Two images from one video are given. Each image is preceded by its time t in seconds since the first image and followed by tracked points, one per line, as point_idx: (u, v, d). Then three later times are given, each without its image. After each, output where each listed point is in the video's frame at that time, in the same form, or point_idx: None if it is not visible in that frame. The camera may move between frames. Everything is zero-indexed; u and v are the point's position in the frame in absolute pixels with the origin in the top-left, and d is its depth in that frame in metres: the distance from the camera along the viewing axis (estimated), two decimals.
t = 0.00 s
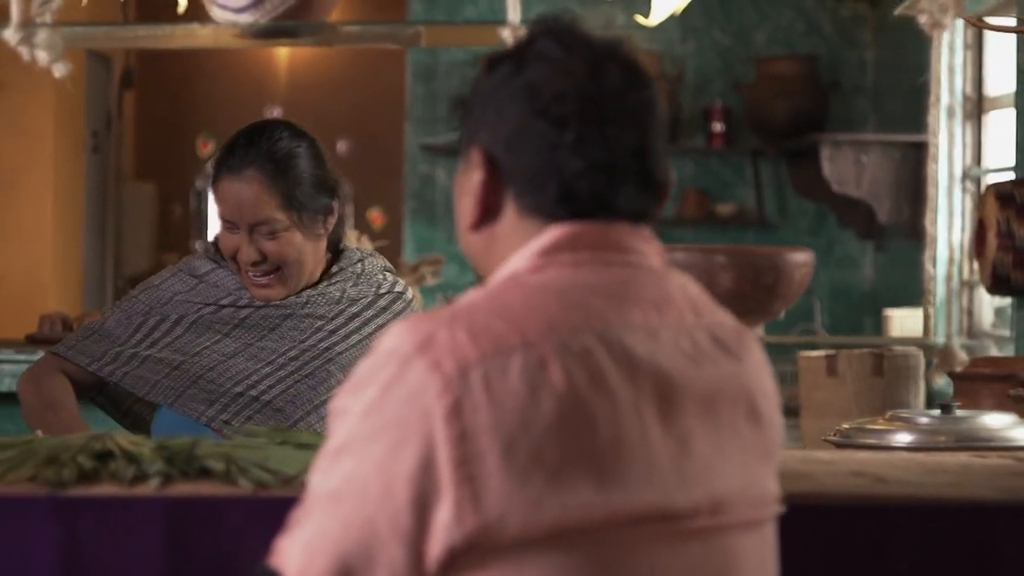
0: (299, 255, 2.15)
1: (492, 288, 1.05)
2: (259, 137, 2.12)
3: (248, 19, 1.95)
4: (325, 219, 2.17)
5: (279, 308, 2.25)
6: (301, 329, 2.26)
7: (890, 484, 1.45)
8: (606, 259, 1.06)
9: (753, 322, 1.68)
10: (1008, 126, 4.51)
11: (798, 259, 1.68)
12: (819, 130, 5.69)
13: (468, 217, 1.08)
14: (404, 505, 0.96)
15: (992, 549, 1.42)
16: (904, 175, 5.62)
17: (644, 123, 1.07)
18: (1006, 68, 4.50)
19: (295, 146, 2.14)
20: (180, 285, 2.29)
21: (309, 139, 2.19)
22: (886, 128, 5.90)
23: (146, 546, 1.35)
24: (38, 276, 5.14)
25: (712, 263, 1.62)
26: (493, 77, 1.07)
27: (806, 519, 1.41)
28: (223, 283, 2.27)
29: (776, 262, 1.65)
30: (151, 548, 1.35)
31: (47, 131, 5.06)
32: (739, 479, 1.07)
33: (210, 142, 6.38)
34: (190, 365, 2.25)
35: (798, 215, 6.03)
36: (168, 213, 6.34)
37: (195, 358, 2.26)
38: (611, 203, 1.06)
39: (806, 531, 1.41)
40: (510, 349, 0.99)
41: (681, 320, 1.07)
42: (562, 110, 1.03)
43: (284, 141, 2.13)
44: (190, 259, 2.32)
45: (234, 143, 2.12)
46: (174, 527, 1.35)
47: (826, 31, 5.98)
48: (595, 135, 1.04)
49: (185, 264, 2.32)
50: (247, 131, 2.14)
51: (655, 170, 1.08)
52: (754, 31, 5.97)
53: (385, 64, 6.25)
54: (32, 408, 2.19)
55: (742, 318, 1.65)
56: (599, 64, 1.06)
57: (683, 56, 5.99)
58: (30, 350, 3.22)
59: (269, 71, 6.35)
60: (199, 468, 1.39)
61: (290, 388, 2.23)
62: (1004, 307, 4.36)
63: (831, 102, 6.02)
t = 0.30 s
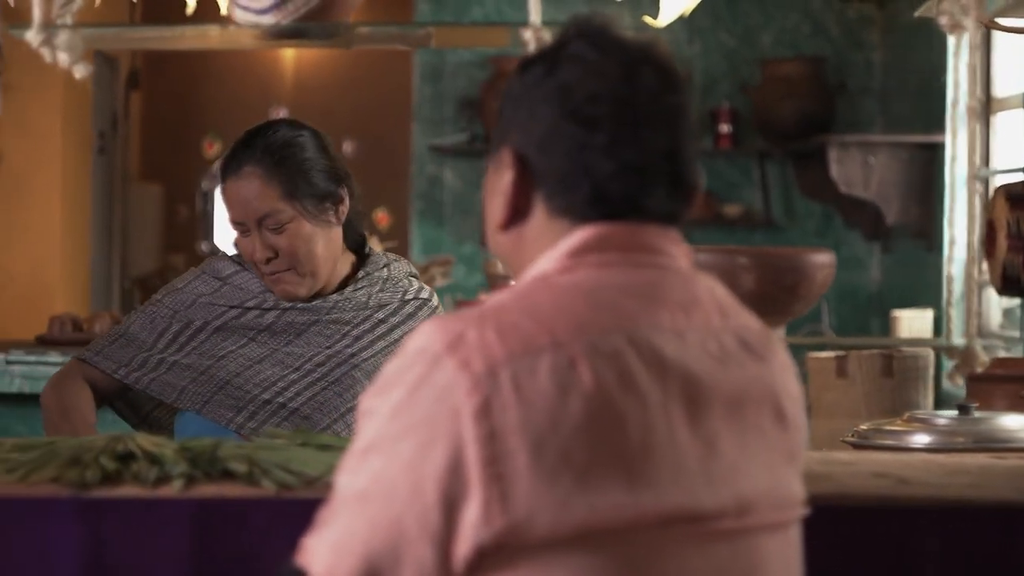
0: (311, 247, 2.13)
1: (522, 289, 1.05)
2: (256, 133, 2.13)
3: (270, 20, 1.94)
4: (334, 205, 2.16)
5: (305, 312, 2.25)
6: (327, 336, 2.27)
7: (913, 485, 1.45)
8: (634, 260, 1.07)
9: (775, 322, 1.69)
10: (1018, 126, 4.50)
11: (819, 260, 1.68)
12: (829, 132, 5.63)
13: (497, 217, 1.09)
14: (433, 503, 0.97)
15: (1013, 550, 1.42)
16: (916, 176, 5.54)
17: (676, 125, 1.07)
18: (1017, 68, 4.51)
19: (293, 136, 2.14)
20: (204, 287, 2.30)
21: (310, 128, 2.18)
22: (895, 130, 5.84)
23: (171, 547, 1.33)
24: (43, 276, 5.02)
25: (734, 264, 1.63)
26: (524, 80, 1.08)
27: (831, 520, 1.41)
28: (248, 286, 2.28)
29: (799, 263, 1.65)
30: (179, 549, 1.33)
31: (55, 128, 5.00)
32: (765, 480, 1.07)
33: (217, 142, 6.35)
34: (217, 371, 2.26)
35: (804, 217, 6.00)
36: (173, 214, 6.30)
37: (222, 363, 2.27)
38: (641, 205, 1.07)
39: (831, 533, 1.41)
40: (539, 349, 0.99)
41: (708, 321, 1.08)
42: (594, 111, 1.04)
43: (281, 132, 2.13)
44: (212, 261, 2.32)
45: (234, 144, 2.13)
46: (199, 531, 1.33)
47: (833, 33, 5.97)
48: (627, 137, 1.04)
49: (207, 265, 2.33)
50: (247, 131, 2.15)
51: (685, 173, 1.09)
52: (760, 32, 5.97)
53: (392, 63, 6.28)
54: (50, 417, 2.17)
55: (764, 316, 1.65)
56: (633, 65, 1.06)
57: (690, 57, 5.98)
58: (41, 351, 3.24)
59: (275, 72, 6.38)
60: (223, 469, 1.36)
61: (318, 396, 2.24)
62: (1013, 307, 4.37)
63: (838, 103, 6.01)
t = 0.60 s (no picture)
0: (321, 244, 2.13)
1: (543, 289, 1.04)
2: (264, 131, 2.12)
3: (290, 22, 2.03)
4: (343, 203, 2.16)
5: (318, 311, 2.25)
6: (341, 335, 2.27)
7: (934, 486, 1.45)
8: (656, 260, 1.06)
9: (796, 324, 1.66)
10: None
11: (840, 261, 1.65)
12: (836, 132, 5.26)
13: (517, 220, 1.08)
14: (458, 504, 0.96)
15: None
16: (922, 179, 5.00)
17: (695, 127, 1.07)
18: None
19: (302, 133, 2.14)
20: (217, 290, 2.30)
21: (319, 125, 2.18)
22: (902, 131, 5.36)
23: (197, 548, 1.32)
24: (49, 277, 4.85)
25: (754, 265, 1.61)
26: (541, 80, 1.08)
27: (853, 520, 1.41)
28: (259, 287, 2.28)
29: (820, 264, 1.63)
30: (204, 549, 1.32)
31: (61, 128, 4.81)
32: (788, 479, 1.07)
33: (221, 142, 6.26)
34: (233, 374, 2.23)
35: (811, 217, 5.77)
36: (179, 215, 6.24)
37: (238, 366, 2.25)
38: (662, 206, 1.07)
39: (852, 533, 1.41)
40: (564, 349, 0.98)
41: (731, 322, 1.07)
42: (612, 112, 1.04)
43: (290, 130, 2.13)
44: (223, 264, 2.32)
45: (243, 142, 2.13)
46: (222, 532, 1.32)
47: (839, 33, 5.69)
48: (645, 139, 1.04)
49: (219, 269, 2.32)
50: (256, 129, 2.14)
51: (705, 173, 1.09)
52: (768, 33, 5.71)
53: (395, 64, 6.14)
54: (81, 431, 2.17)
55: (786, 319, 1.63)
56: (650, 66, 1.06)
57: (697, 58, 5.71)
58: (49, 352, 3.21)
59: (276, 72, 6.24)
60: (244, 471, 1.37)
61: (335, 395, 2.22)
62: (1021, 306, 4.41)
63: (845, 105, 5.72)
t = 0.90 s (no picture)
0: (332, 243, 2.13)
1: (565, 289, 1.03)
2: (276, 132, 2.13)
3: (311, 22, 2.03)
4: (355, 203, 2.16)
5: (330, 311, 2.25)
6: (354, 335, 2.26)
7: (954, 485, 1.45)
8: (678, 260, 1.05)
9: (815, 325, 1.66)
10: None
11: (861, 261, 1.66)
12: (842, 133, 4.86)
13: (539, 221, 1.08)
14: (480, 503, 0.95)
15: None
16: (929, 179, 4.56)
17: (717, 127, 1.07)
18: None
19: (314, 134, 2.14)
20: (229, 292, 2.32)
21: (330, 126, 2.18)
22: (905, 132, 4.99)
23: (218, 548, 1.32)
24: (56, 277, 4.60)
25: (775, 266, 1.61)
26: (564, 82, 1.08)
27: (877, 519, 1.41)
28: (271, 287, 2.30)
29: (839, 265, 1.63)
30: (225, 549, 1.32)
31: (67, 126, 4.54)
32: (811, 479, 1.06)
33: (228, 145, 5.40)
34: (246, 375, 2.24)
35: (818, 218, 5.35)
36: (184, 217, 5.39)
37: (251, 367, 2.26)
38: (685, 207, 1.06)
39: (874, 532, 1.41)
40: (587, 349, 0.97)
41: (754, 323, 1.06)
42: (633, 114, 1.04)
43: (302, 131, 2.13)
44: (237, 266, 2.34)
45: (255, 143, 2.13)
46: (244, 531, 1.32)
47: (846, 33, 5.19)
48: (667, 140, 1.04)
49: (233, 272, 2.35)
50: (267, 131, 2.15)
51: (727, 173, 1.08)
52: (774, 33, 5.24)
53: (404, 65, 5.36)
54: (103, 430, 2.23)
55: (806, 318, 1.63)
56: (672, 67, 1.06)
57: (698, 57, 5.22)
58: (58, 353, 3.20)
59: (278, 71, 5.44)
60: (265, 471, 1.35)
61: (347, 395, 2.21)
62: None
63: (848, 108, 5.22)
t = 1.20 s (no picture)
0: (352, 246, 2.13)
1: (587, 289, 1.01)
2: (297, 133, 2.13)
3: (331, 23, 2.07)
4: (375, 206, 2.15)
5: (347, 311, 2.25)
6: (370, 336, 2.26)
7: (976, 485, 1.45)
8: (701, 262, 1.03)
9: (835, 325, 1.67)
10: None
11: (880, 262, 1.67)
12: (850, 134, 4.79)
13: (559, 222, 1.06)
14: (503, 506, 0.93)
15: None
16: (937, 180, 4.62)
17: (738, 127, 1.05)
18: None
19: (334, 136, 2.14)
20: (246, 291, 2.31)
21: (350, 128, 2.19)
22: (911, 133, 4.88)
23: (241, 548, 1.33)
24: (61, 278, 4.41)
25: (795, 266, 1.62)
26: (584, 82, 1.05)
27: (901, 519, 1.41)
28: (289, 287, 2.29)
29: (860, 265, 1.64)
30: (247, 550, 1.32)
31: (73, 125, 4.35)
32: (835, 480, 1.03)
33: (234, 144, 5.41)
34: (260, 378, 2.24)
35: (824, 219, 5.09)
36: (190, 216, 5.40)
37: (266, 369, 2.26)
38: (706, 208, 1.04)
39: (899, 531, 1.42)
40: (609, 350, 0.95)
41: (776, 323, 1.04)
42: (655, 115, 1.01)
43: (323, 133, 2.14)
44: (255, 266, 2.34)
45: (276, 144, 2.14)
46: (267, 531, 1.32)
47: (852, 34, 5.07)
48: (689, 141, 1.02)
49: (249, 271, 2.34)
50: (289, 132, 2.15)
51: (748, 173, 1.06)
52: (780, 34, 5.09)
53: (410, 64, 5.24)
54: (107, 413, 2.20)
55: (826, 319, 1.64)
56: (692, 68, 1.04)
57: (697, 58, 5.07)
58: (68, 353, 3.19)
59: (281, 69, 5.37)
60: (286, 472, 1.34)
61: (362, 397, 2.22)
62: None
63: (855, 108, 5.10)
